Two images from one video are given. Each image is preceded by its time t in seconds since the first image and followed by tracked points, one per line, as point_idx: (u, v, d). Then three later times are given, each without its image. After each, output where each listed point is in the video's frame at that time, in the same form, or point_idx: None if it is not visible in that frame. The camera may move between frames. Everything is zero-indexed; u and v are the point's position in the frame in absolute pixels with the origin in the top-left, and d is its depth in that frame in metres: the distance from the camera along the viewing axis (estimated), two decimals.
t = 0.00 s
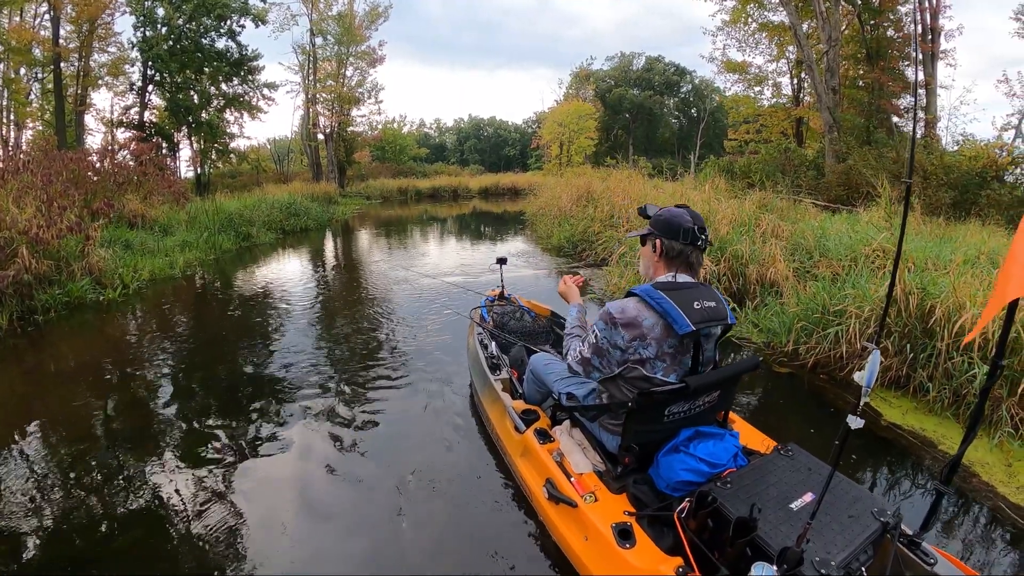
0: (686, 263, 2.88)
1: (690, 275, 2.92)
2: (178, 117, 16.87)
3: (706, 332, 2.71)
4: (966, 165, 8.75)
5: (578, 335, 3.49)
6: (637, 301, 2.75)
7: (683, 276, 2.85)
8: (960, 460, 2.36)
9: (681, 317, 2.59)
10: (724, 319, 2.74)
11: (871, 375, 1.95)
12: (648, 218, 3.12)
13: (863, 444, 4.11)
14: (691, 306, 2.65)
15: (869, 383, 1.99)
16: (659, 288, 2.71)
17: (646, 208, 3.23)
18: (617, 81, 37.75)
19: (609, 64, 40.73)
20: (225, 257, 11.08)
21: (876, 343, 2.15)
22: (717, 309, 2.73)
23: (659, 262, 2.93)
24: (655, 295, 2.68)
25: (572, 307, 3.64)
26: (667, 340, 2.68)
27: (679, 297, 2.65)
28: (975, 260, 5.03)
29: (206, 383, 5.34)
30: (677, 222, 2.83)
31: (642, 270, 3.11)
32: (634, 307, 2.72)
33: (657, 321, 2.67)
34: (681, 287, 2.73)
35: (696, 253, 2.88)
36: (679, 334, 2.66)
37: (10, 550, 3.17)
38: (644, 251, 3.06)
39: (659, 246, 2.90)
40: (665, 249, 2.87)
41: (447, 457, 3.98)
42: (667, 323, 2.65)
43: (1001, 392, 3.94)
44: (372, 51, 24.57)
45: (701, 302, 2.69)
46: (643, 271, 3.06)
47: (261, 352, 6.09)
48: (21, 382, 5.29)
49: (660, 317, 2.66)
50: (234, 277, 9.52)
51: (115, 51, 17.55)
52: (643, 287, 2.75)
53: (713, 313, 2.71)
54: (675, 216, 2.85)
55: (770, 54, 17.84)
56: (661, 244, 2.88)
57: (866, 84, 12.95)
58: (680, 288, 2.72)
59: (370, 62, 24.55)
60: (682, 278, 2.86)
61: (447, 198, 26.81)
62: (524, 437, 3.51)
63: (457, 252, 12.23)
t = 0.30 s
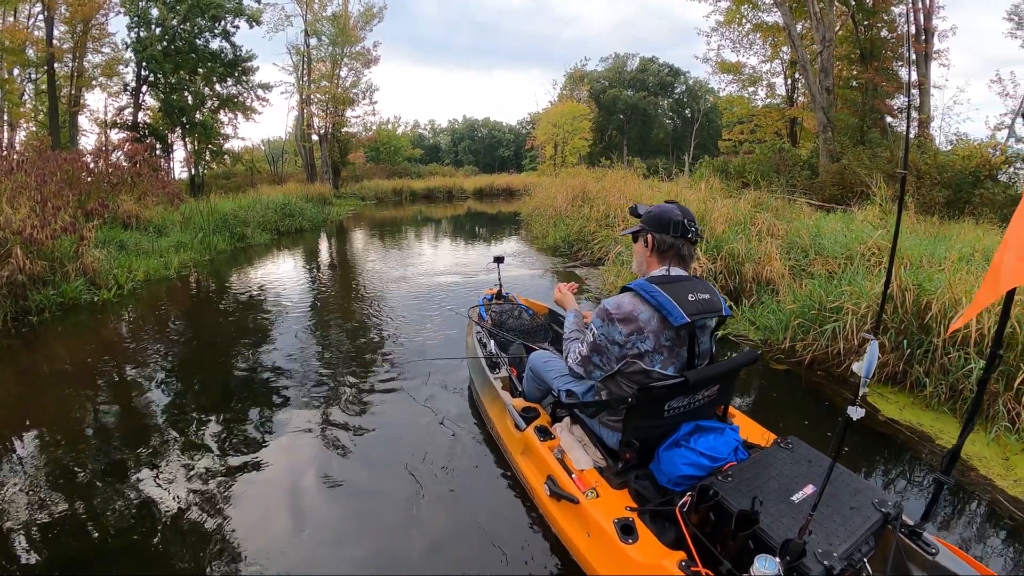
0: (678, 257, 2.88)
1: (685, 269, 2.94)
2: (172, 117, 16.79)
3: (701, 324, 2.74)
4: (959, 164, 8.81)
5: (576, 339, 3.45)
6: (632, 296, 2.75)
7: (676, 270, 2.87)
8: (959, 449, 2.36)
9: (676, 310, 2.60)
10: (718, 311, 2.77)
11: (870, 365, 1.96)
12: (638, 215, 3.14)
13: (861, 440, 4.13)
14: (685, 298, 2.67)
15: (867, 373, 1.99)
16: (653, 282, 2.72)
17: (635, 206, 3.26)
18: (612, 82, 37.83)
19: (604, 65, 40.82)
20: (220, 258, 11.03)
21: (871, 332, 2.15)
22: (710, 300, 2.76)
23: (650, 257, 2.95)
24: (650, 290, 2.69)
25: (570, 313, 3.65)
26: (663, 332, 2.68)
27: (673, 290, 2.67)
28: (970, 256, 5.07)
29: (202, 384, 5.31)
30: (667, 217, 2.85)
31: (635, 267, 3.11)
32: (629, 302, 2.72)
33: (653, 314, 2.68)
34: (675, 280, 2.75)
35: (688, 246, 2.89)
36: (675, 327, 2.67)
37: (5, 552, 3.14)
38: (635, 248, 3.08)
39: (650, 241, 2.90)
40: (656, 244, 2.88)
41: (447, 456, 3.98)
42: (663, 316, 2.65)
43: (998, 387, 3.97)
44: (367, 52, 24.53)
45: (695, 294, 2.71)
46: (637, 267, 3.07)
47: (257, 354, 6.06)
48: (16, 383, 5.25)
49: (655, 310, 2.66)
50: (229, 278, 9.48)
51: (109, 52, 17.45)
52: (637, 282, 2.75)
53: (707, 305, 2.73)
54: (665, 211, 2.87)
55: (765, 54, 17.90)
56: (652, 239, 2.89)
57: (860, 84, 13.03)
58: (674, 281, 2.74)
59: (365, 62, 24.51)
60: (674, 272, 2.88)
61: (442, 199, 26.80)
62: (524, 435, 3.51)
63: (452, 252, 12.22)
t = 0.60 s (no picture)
0: (672, 256, 2.89)
1: (683, 269, 2.94)
2: (168, 118, 16.70)
3: (698, 323, 2.73)
4: (955, 164, 8.85)
5: (576, 343, 3.45)
6: (627, 297, 2.75)
7: (671, 270, 2.87)
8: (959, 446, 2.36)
9: (671, 310, 2.60)
10: (714, 310, 2.77)
11: (868, 366, 1.96)
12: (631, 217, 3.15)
13: (859, 439, 4.14)
14: (681, 298, 2.67)
15: (865, 372, 1.99)
16: (647, 283, 2.73)
17: (627, 208, 3.26)
18: (608, 82, 37.86)
19: (600, 66, 40.90)
20: (217, 259, 11.00)
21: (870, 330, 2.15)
22: (707, 299, 2.75)
23: (645, 258, 2.95)
24: (645, 291, 2.69)
25: (570, 317, 3.66)
26: (660, 333, 2.68)
27: (668, 290, 2.67)
28: (967, 255, 5.09)
29: (197, 386, 5.28)
30: (658, 216, 2.86)
31: (630, 268, 3.11)
32: (624, 304, 2.73)
33: (649, 315, 2.68)
34: (669, 280, 2.75)
35: (682, 245, 2.90)
36: (671, 327, 2.66)
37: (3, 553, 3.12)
38: (629, 250, 3.08)
39: (644, 242, 2.91)
40: (649, 244, 2.88)
41: (447, 456, 3.98)
42: (659, 316, 2.65)
43: (996, 385, 3.99)
44: (363, 52, 24.49)
45: (690, 294, 2.71)
46: (632, 267, 3.07)
47: (254, 354, 6.05)
48: (12, 384, 5.21)
49: (651, 311, 2.66)
50: (225, 279, 9.46)
51: (104, 52, 17.36)
52: (632, 284, 2.75)
53: (703, 304, 2.73)
54: (655, 211, 2.88)
55: (761, 54, 17.92)
56: (645, 239, 2.90)
57: (856, 84, 13.07)
58: (668, 281, 2.74)
59: (361, 62, 24.46)
60: (669, 271, 2.88)
61: (439, 199, 26.79)
62: (523, 435, 3.51)
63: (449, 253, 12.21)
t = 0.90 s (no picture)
0: (671, 258, 2.89)
1: (681, 270, 2.94)
2: (166, 118, 16.65)
3: (696, 326, 2.73)
4: (954, 164, 8.84)
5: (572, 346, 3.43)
6: (626, 300, 2.74)
7: (669, 272, 2.86)
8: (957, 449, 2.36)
9: (670, 313, 2.60)
10: (712, 312, 2.77)
11: (866, 368, 1.96)
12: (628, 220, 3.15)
13: (858, 440, 4.13)
14: (679, 301, 2.67)
15: (863, 375, 1.99)
16: (646, 286, 2.72)
17: (624, 211, 3.26)
18: (607, 81, 37.83)
19: (599, 65, 40.91)
20: (215, 259, 10.98)
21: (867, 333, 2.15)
22: (705, 302, 2.76)
23: (643, 261, 2.95)
24: (644, 294, 2.69)
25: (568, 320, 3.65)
26: (659, 336, 2.68)
27: (666, 293, 2.67)
28: (966, 256, 5.09)
29: (195, 386, 5.27)
30: (656, 219, 2.85)
31: (629, 270, 3.11)
32: (623, 306, 2.72)
33: (647, 318, 2.67)
34: (668, 283, 2.75)
35: (680, 247, 2.89)
36: (669, 331, 2.66)
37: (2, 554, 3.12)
38: (627, 253, 3.08)
39: (642, 245, 2.90)
40: (647, 247, 2.88)
41: (444, 456, 3.97)
42: (657, 319, 2.65)
43: (995, 386, 3.99)
44: (362, 52, 24.45)
45: (689, 296, 2.71)
46: (630, 270, 3.06)
47: (252, 355, 6.04)
48: (10, 386, 5.20)
49: (649, 314, 2.66)
50: (224, 279, 9.44)
51: (103, 52, 17.32)
52: (631, 286, 2.75)
53: (702, 307, 2.73)
54: (652, 213, 2.87)
55: (760, 54, 17.90)
56: (642, 242, 2.90)
57: (855, 84, 13.07)
58: (666, 284, 2.74)
59: (360, 62, 24.42)
60: (667, 274, 2.87)
61: (437, 199, 26.77)
62: (520, 436, 3.50)
63: (447, 253, 12.20)
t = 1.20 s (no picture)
0: (673, 258, 2.89)
1: (682, 270, 2.94)
2: (165, 118, 16.61)
3: (698, 326, 2.73)
4: (954, 163, 8.85)
5: (571, 346, 3.43)
6: (628, 299, 2.74)
7: (672, 272, 2.86)
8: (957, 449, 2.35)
9: (672, 313, 2.60)
10: (714, 312, 2.77)
11: (866, 368, 1.96)
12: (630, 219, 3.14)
13: (858, 439, 4.14)
14: (681, 301, 2.67)
15: (863, 375, 1.99)
16: (648, 285, 2.72)
17: (626, 210, 3.25)
18: (605, 82, 37.87)
19: (598, 66, 40.98)
20: (214, 259, 10.98)
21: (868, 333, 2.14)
22: (707, 302, 2.76)
23: (645, 260, 2.94)
24: (646, 293, 2.68)
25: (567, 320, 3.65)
26: (660, 335, 2.68)
27: (669, 292, 2.67)
28: (966, 256, 5.09)
29: (195, 386, 5.27)
30: (658, 219, 2.85)
31: (630, 270, 3.11)
32: (625, 306, 2.72)
33: (649, 318, 2.67)
34: (670, 282, 2.75)
35: (682, 247, 2.89)
36: (671, 330, 2.66)
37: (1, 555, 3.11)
38: (629, 252, 3.07)
39: (644, 244, 2.90)
40: (649, 247, 2.88)
41: (444, 456, 3.97)
42: (659, 319, 2.65)
43: (995, 386, 4.00)
44: (361, 52, 24.44)
45: (691, 297, 2.71)
46: (632, 269, 3.06)
47: (251, 355, 6.04)
48: (9, 387, 5.18)
49: (652, 313, 2.65)
50: (223, 279, 9.44)
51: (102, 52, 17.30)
52: (633, 285, 2.74)
53: (703, 307, 2.73)
54: (655, 213, 2.87)
55: (759, 54, 17.91)
56: (644, 242, 2.89)
57: (854, 84, 13.08)
58: (669, 284, 2.73)
59: (359, 62, 24.42)
60: (669, 274, 2.87)
61: (436, 199, 26.78)
62: (520, 436, 3.50)
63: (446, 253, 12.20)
